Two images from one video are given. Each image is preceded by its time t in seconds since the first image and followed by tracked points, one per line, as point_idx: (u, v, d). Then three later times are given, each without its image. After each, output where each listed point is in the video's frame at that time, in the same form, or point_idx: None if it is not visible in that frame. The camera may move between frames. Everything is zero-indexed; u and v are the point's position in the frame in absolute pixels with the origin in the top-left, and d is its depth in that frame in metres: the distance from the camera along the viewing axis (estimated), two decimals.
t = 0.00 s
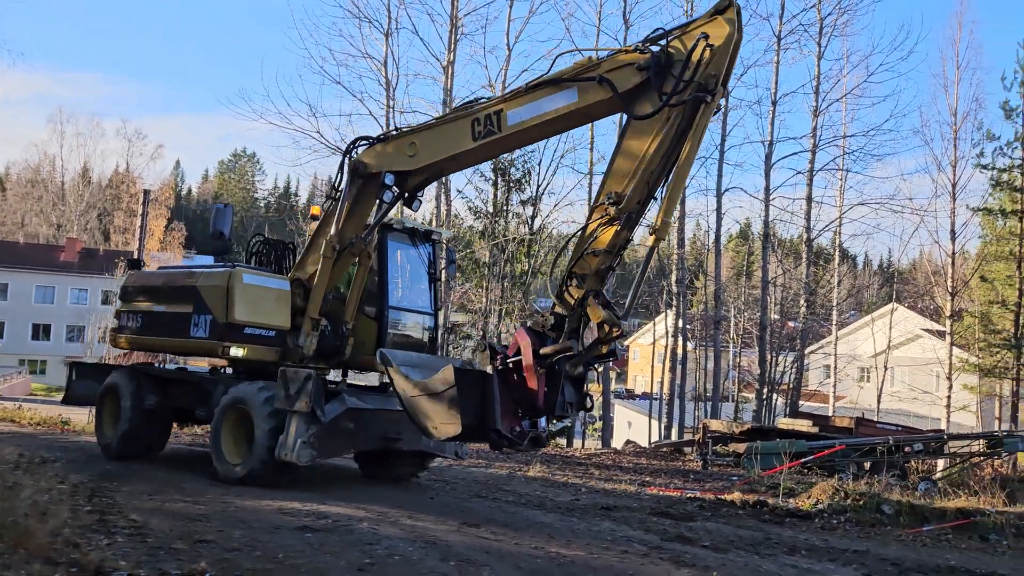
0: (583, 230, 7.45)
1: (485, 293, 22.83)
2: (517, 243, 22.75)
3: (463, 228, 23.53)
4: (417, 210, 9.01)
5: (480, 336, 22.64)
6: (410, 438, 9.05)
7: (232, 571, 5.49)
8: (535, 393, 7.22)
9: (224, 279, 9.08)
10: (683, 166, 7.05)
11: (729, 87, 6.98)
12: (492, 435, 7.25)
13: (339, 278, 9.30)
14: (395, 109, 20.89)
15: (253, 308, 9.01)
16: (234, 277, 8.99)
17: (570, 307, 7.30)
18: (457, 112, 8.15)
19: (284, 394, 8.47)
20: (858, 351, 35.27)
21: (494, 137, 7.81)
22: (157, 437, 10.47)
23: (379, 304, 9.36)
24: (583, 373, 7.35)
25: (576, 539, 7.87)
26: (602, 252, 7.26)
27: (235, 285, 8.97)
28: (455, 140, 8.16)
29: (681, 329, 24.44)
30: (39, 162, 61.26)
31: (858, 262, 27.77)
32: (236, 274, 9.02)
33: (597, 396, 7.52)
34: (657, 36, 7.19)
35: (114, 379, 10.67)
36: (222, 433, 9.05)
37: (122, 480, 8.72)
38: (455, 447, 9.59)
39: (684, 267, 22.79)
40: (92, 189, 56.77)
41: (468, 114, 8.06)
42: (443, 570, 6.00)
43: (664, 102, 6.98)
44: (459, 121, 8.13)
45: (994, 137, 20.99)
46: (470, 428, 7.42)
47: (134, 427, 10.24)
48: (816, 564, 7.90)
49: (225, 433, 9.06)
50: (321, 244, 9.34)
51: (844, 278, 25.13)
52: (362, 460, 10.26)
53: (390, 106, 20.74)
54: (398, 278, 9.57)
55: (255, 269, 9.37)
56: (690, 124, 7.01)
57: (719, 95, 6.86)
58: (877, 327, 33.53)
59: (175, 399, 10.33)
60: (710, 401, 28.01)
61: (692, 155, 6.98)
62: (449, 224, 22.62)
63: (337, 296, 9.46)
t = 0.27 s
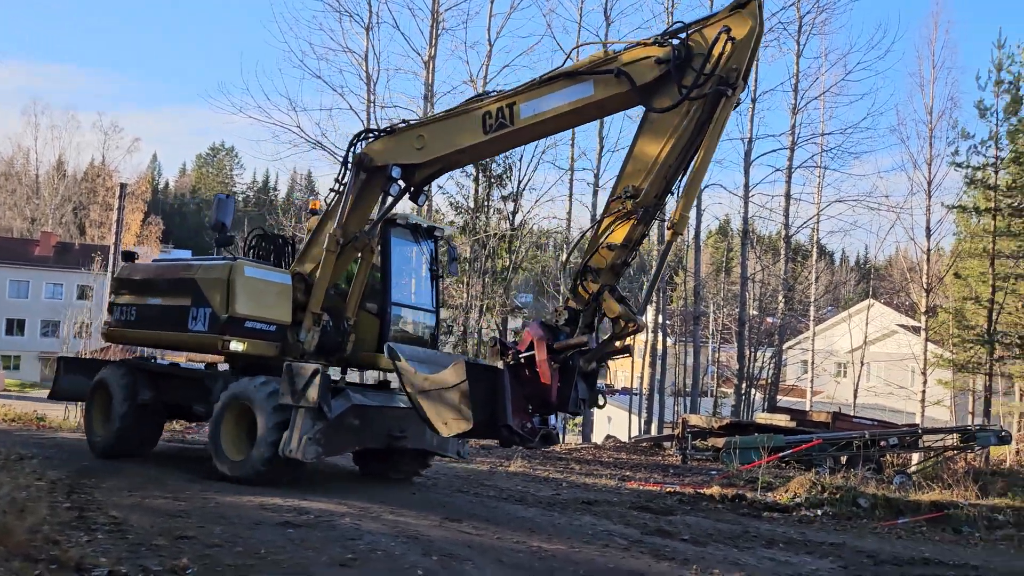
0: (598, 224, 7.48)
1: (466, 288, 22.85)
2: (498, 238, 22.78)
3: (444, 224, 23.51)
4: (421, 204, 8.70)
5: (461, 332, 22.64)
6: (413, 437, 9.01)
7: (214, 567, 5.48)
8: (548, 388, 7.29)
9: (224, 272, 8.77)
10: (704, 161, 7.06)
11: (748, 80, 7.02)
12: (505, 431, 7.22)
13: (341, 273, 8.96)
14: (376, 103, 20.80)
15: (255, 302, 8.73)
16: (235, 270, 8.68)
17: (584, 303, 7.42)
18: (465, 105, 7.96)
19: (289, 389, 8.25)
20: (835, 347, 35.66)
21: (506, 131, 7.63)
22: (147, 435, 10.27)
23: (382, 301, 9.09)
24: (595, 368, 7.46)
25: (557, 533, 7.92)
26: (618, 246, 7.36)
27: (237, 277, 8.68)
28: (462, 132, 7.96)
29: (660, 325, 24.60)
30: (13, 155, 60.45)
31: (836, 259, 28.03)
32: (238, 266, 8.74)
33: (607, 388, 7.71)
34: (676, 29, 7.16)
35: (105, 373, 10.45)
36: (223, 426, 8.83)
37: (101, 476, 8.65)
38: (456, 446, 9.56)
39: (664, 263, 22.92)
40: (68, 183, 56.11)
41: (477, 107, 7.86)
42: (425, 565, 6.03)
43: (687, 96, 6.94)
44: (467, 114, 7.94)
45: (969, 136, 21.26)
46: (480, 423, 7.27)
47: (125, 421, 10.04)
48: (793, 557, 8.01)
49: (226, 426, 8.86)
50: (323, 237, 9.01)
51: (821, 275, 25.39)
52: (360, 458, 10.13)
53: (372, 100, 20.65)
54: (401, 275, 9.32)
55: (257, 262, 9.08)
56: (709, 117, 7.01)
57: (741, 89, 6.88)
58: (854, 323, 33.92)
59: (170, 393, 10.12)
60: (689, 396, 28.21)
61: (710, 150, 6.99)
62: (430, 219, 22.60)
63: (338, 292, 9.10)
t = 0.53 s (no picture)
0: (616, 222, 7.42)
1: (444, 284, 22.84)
2: (477, 234, 22.78)
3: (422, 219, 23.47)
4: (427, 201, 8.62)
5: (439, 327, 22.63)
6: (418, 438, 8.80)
7: (197, 564, 5.47)
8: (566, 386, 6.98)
9: (228, 265, 8.53)
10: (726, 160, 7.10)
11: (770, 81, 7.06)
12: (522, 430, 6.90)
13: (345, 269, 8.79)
14: (354, 98, 20.69)
15: (258, 297, 8.48)
16: (240, 264, 8.45)
17: (602, 299, 7.33)
18: (475, 100, 7.84)
19: (297, 386, 8.15)
20: (809, 343, 36.07)
21: (520, 128, 7.54)
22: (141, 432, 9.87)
23: (386, 298, 9.09)
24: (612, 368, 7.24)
25: (538, 528, 7.98)
26: (638, 244, 7.33)
27: (240, 271, 8.42)
28: (472, 128, 7.82)
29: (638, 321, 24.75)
30: None
31: (811, 256, 28.35)
32: (241, 260, 8.48)
33: (622, 389, 7.49)
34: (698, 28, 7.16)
35: (95, 369, 10.00)
36: (223, 423, 8.60)
37: (78, 474, 8.58)
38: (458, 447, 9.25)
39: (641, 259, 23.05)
40: (39, 176, 55.27)
41: (488, 103, 7.75)
42: (407, 560, 6.06)
43: (710, 95, 6.96)
44: (478, 110, 7.82)
45: (941, 134, 21.57)
46: (495, 422, 6.94)
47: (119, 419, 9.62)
48: (769, 549, 8.13)
49: (227, 423, 8.62)
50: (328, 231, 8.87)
51: (796, 271, 25.67)
52: (361, 458, 9.98)
53: (349, 95, 20.55)
54: (403, 272, 9.35)
55: (257, 257, 8.83)
56: (732, 116, 7.05)
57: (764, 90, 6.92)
58: (828, 319, 34.34)
59: (165, 389, 9.75)
60: (666, 391, 28.42)
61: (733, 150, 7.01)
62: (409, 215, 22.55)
63: (340, 288, 8.96)
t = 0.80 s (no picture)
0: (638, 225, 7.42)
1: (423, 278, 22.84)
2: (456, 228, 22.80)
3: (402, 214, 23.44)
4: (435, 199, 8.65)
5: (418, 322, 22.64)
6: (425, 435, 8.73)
7: (181, 559, 5.48)
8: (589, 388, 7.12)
9: (232, 260, 8.29)
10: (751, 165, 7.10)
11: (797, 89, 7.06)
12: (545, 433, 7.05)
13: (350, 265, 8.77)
14: (334, 92, 20.61)
15: (264, 293, 8.31)
16: (245, 259, 8.22)
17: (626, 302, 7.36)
18: (493, 99, 7.82)
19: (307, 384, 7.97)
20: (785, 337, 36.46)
21: (539, 127, 7.54)
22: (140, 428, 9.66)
23: (390, 294, 9.04)
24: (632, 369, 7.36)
25: (520, 521, 8.06)
26: (661, 247, 7.34)
27: (246, 266, 8.23)
28: (491, 127, 7.80)
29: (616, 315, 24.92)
30: None
31: (788, 251, 28.66)
32: (247, 254, 8.29)
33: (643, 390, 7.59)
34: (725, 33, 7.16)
35: (89, 367, 9.72)
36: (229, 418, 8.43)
37: (58, 470, 8.53)
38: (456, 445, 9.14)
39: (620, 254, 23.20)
40: (10, 169, 54.48)
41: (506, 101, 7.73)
42: (391, 553, 6.11)
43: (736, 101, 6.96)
44: (495, 109, 7.79)
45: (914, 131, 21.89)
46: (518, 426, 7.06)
47: (117, 417, 9.40)
48: (746, 541, 8.27)
49: (233, 419, 8.45)
50: (333, 225, 8.82)
51: (773, 266, 25.94)
52: (357, 456, 9.89)
53: (329, 89, 20.46)
54: (407, 269, 9.30)
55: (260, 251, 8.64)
56: (757, 123, 7.05)
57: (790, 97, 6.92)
58: (804, 314, 34.73)
59: (164, 385, 9.55)
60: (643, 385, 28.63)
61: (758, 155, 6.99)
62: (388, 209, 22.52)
63: (343, 284, 8.94)
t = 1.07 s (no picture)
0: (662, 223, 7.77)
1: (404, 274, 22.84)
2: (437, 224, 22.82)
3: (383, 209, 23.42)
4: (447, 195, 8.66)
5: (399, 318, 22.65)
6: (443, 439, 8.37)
7: (167, 555, 5.49)
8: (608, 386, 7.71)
9: (243, 255, 8.08)
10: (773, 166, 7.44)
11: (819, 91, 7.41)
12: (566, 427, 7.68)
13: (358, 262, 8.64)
14: (315, 87, 20.53)
15: (275, 289, 8.13)
16: (258, 254, 8.03)
17: (649, 301, 7.83)
18: (512, 96, 7.99)
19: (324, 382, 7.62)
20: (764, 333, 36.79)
21: (559, 125, 7.75)
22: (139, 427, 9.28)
23: (399, 292, 8.91)
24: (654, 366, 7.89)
25: (503, 516, 8.12)
26: (684, 246, 7.71)
27: (258, 262, 8.04)
28: (510, 123, 7.97)
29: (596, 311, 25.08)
30: None
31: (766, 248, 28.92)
32: (258, 249, 8.10)
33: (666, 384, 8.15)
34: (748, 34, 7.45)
35: (86, 364, 9.35)
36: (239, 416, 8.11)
37: (38, 467, 8.47)
38: (472, 445, 8.35)
39: (601, 251, 23.32)
40: None
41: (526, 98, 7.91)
42: (376, 548, 6.15)
43: (761, 102, 7.29)
44: (515, 106, 7.97)
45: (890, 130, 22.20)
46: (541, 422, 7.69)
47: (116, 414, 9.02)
48: (727, 533, 8.39)
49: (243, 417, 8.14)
50: (340, 223, 8.74)
51: (751, 262, 26.19)
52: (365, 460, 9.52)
53: (310, 84, 20.39)
54: (415, 266, 9.20)
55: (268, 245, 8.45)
56: (781, 123, 7.39)
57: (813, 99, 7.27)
58: (782, 310, 35.06)
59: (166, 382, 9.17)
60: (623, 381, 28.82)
61: (781, 155, 7.34)
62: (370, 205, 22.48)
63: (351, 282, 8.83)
